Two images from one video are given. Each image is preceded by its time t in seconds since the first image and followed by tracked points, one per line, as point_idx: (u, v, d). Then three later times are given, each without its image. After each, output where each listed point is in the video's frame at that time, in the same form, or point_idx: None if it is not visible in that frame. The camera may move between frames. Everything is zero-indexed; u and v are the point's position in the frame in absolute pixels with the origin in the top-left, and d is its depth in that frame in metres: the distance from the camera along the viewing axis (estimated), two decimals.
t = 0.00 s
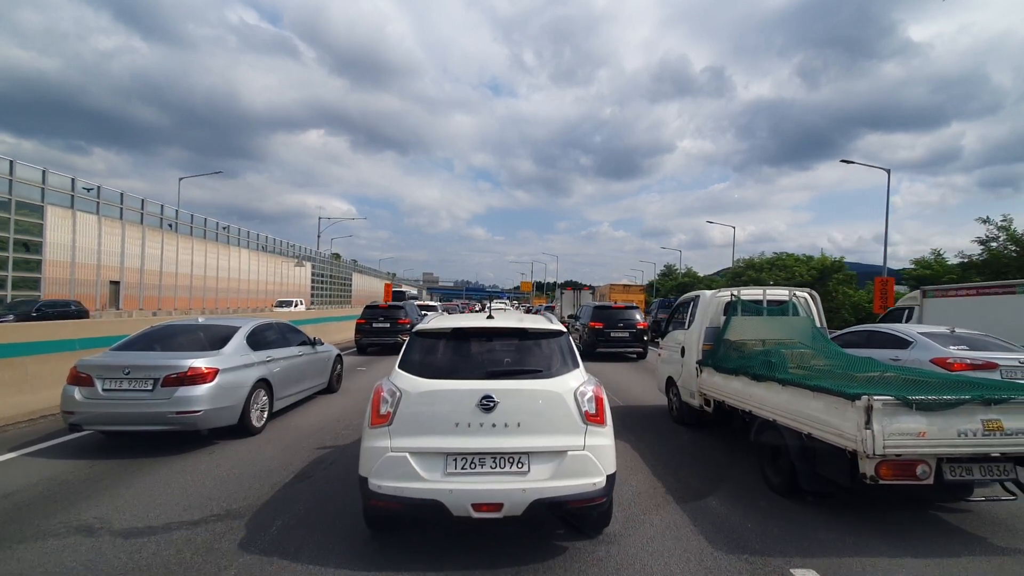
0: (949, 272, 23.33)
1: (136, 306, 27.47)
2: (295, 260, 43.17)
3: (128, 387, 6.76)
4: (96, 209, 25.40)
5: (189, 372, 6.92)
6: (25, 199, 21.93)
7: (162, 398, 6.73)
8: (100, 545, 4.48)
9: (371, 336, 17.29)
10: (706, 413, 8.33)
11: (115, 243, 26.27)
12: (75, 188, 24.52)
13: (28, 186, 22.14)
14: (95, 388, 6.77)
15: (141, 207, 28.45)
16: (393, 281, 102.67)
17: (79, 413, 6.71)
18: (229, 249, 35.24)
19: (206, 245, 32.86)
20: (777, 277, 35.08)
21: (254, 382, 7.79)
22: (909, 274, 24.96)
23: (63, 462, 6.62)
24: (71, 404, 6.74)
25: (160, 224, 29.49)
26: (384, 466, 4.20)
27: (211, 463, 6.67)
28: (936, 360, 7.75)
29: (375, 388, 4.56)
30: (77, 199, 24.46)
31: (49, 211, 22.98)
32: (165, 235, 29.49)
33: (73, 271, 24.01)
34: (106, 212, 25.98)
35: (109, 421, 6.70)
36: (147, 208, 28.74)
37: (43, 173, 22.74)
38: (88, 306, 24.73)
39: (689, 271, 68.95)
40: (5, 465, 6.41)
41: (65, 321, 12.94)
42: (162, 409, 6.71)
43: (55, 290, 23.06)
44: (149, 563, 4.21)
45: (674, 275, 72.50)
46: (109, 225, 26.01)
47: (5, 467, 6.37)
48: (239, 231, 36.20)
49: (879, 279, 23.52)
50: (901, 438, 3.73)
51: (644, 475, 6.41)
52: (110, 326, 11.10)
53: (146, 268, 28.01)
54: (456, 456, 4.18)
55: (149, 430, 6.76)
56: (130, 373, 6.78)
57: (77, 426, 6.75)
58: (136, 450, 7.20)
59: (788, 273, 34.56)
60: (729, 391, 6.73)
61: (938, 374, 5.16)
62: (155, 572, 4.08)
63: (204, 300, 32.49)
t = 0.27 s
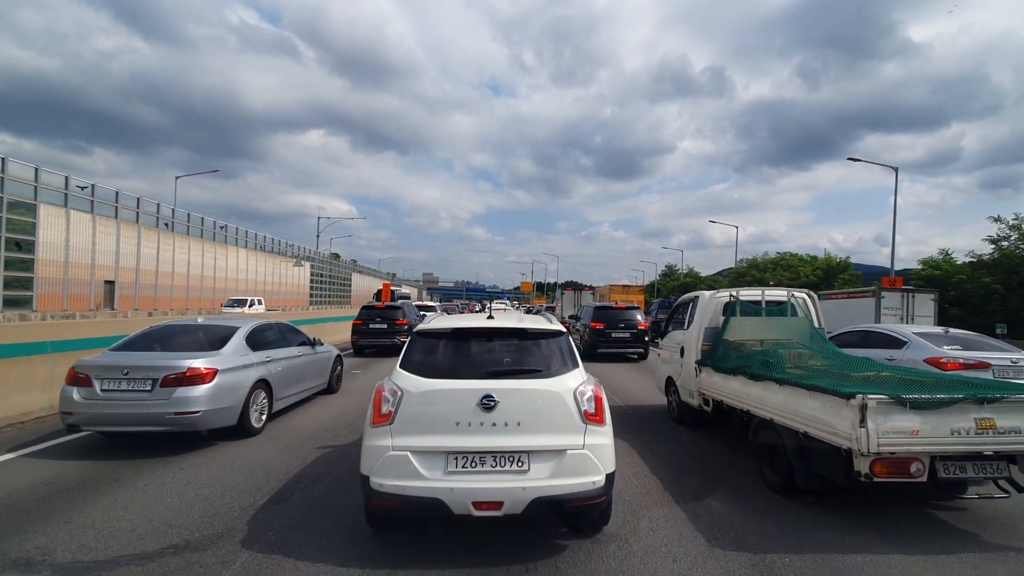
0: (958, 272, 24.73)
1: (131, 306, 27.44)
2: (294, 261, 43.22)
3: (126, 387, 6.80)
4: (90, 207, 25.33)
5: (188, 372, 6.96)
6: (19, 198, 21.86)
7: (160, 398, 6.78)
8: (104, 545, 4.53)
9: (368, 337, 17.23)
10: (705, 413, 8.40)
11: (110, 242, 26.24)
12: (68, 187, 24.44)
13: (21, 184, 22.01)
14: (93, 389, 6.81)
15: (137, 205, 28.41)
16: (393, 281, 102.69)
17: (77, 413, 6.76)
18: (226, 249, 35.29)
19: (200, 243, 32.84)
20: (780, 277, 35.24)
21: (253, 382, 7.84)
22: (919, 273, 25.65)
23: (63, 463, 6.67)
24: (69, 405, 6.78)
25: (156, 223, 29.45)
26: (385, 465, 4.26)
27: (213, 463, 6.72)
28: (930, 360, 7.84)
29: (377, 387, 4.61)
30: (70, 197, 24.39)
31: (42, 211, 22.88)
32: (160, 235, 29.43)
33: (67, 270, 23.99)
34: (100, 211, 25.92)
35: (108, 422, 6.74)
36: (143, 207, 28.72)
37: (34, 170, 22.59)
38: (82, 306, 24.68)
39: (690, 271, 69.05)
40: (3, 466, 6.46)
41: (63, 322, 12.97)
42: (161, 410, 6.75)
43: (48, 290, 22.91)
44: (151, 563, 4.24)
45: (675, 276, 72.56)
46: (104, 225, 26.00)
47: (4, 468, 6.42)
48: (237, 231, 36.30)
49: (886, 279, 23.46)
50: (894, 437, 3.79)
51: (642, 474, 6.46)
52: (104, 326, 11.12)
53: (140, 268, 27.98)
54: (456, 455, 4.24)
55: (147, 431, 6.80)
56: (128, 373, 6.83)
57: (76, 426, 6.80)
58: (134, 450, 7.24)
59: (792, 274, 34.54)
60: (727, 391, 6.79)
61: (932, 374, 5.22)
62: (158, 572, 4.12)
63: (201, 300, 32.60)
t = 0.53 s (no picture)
0: (966, 271, 24.25)
1: (126, 307, 27.42)
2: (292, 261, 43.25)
3: (124, 388, 6.83)
4: (84, 206, 25.33)
5: (185, 373, 6.99)
6: (11, 197, 21.79)
7: (158, 399, 6.81)
8: (105, 543, 4.55)
9: (365, 338, 17.14)
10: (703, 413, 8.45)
11: (104, 241, 26.20)
12: (61, 185, 24.34)
13: (13, 182, 21.93)
14: (90, 389, 6.83)
15: (132, 204, 28.37)
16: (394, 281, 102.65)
17: (74, 414, 6.77)
18: (223, 249, 35.33)
19: (197, 243, 32.84)
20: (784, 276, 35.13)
21: (252, 383, 7.89)
22: (924, 273, 25.46)
23: (61, 464, 6.69)
24: (66, 406, 6.80)
25: (151, 221, 29.45)
26: (386, 463, 4.31)
27: (215, 462, 6.79)
28: (924, 359, 7.90)
29: (377, 387, 4.66)
30: (63, 194, 24.29)
31: (34, 209, 22.79)
32: (154, 233, 29.40)
33: (60, 270, 23.97)
34: (95, 209, 25.90)
35: (105, 423, 6.76)
36: (138, 206, 28.68)
37: (26, 168, 22.45)
38: (74, 306, 24.67)
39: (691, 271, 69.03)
40: None
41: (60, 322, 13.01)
42: (158, 411, 6.78)
43: (41, 290, 22.93)
44: (153, 561, 4.27)
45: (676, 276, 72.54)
46: (98, 224, 25.97)
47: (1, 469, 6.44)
48: (233, 230, 36.36)
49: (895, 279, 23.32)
50: (888, 435, 3.85)
51: (641, 473, 6.51)
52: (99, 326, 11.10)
53: (135, 268, 28.07)
54: (456, 454, 4.30)
55: (144, 432, 6.82)
56: (125, 374, 6.85)
57: (72, 427, 6.81)
58: (132, 451, 7.28)
59: (795, 274, 34.47)
60: (725, 390, 6.85)
61: (927, 373, 5.28)
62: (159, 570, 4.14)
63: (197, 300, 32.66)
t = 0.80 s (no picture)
0: (975, 272, 23.48)
1: (120, 306, 27.34)
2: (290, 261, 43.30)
3: (119, 389, 6.85)
4: (77, 204, 25.11)
5: (182, 374, 7.00)
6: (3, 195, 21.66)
7: (154, 400, 6.83)
8: (106, 545, 4.57)
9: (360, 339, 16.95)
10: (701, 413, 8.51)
11: (99, 240, 26.07)
12: (55, 183, 24.17)
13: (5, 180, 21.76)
14: (86, 390, 6.86)
15: (127, 203, 28.26)
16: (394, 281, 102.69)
17: (69, 416, 6.80)
18: (219, 248, 35.31)
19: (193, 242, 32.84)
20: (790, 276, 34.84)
21: (249, 384, 7.93)
22: (930, 273, 24.74)
23: (57, 466, 6.71)
24: (61, 407, 6.83)
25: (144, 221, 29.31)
26: (387, 462, 4.37)
27: (217, 463, 6.84)
28: (918, 359, 7.97)
29: (378, 387, 4.72)
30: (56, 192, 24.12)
31: (26, 208, 22.59)
32: (142, 232, 28.90)
33: (52, 269, 23.81)
34: (89, 208, 25.70)
35: (100, 425, 6.78)
36: (133, 205, 28.59)
37: (18, 166, 22.24)
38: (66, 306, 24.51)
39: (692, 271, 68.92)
40: None
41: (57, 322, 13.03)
42: (155, 412, 6.80)
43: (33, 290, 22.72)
44: (158, 560, 4.32)
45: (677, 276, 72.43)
46: (92, 223, 25.74)
47: None
48: (230, 230, 36.34)
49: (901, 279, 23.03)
50: (882, 433, 3.91)
51: (640, 473, 6.54)
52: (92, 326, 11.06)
53: (130, 268, 27.95)
54: (456, 453, 4.35)
55: (140, 433, 6.84)
56: (121, 375, 6.88)
57: (67, 429, 6.84)
58: (127, 453, 7.31)
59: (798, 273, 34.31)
60: (723, 390, 6.90)
61: (921, 373, 5.35)
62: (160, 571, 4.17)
63: (194, 300, 32.67)
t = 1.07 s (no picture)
0: (986, 271, 23.47)
1: (115, 306, 27.27)
2: (289, 260, 43.42)
3: (114, 390, 6.87)
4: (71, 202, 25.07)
5: (177, 375, 7.01)
6: None
7: (149, 402, 6.84)
8: (108, 544, 4.61)
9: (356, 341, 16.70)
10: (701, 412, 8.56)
11: (93, 239, 26.03)
12: (48, 181, 24.05)
13: None
14: (80, 392, 6.88)
15: (122, 202, 28.21)
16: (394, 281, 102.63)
17: (63, 417, 6.82)
18: (216, 247, 35.38)
19: (189, 241, 32.97)
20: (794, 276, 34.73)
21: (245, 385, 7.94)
22: (941, 273, 24.95)
23: (52, 469, 6.71)
24: (55, 409, 6.85)
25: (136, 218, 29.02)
26: (388, 460, 4.43)
27: (219, 464, 6.89)
28: (913, 359, 8.03)
29: (379, 386, 4.78)
30: (50, 190, 23.98)
31: (19, 207, 22.45)
32: (130, 229, 28.39)
33: (45, 269, 23.55)
34: (82, 206, 25.65)
35: (95, 426, 6.79)
36: (128, 204, 28.54)
37: (12, 165, 22.09)
38: (62, 307, 24.28)
39: (694, 271, 68.94)
40: None
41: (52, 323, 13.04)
42: (150, 414, 6.82)
43: (28, 290, 22.56)
44: (167, 559, 4.36)
45: (679, 276, 72.44)
46: (86, 222, 25.78)
47: None
48: (228, 229, 36.35)
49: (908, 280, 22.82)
50: (877, 432, 3.96)
51: (641, 472, 6.57)
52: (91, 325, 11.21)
53: (125, 267, 27.90)
54: (457, 451, 4.41)
55: (135, 434, 6.85)
56: (115, 377, 6.89)
57: (61, 431, 6.85)
58: (121, 455, 7.33)
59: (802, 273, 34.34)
60: (722, 389, 6.96)
61: (918, 372, 5.40)
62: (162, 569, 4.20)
63: (190, 300, 32.68)
